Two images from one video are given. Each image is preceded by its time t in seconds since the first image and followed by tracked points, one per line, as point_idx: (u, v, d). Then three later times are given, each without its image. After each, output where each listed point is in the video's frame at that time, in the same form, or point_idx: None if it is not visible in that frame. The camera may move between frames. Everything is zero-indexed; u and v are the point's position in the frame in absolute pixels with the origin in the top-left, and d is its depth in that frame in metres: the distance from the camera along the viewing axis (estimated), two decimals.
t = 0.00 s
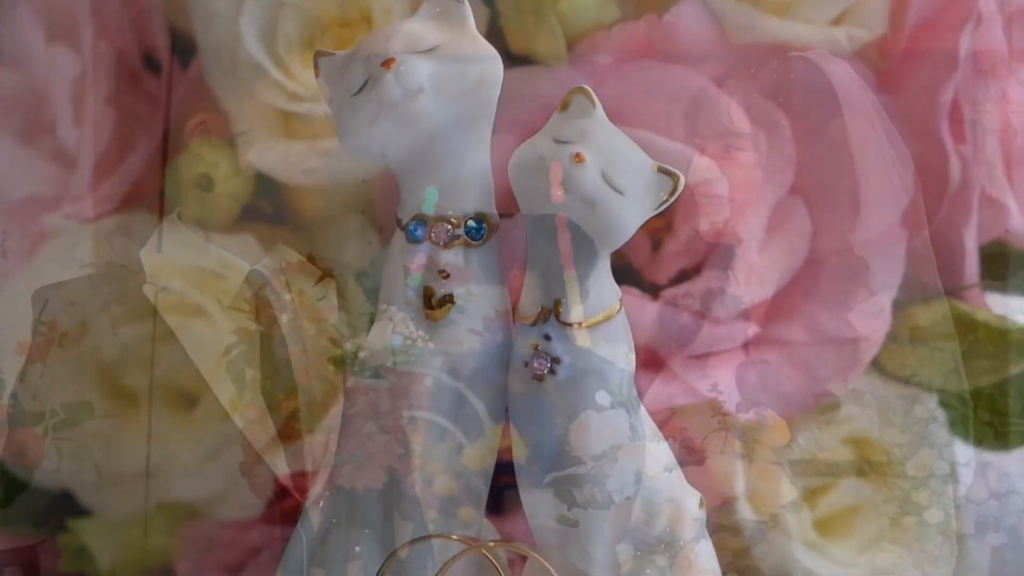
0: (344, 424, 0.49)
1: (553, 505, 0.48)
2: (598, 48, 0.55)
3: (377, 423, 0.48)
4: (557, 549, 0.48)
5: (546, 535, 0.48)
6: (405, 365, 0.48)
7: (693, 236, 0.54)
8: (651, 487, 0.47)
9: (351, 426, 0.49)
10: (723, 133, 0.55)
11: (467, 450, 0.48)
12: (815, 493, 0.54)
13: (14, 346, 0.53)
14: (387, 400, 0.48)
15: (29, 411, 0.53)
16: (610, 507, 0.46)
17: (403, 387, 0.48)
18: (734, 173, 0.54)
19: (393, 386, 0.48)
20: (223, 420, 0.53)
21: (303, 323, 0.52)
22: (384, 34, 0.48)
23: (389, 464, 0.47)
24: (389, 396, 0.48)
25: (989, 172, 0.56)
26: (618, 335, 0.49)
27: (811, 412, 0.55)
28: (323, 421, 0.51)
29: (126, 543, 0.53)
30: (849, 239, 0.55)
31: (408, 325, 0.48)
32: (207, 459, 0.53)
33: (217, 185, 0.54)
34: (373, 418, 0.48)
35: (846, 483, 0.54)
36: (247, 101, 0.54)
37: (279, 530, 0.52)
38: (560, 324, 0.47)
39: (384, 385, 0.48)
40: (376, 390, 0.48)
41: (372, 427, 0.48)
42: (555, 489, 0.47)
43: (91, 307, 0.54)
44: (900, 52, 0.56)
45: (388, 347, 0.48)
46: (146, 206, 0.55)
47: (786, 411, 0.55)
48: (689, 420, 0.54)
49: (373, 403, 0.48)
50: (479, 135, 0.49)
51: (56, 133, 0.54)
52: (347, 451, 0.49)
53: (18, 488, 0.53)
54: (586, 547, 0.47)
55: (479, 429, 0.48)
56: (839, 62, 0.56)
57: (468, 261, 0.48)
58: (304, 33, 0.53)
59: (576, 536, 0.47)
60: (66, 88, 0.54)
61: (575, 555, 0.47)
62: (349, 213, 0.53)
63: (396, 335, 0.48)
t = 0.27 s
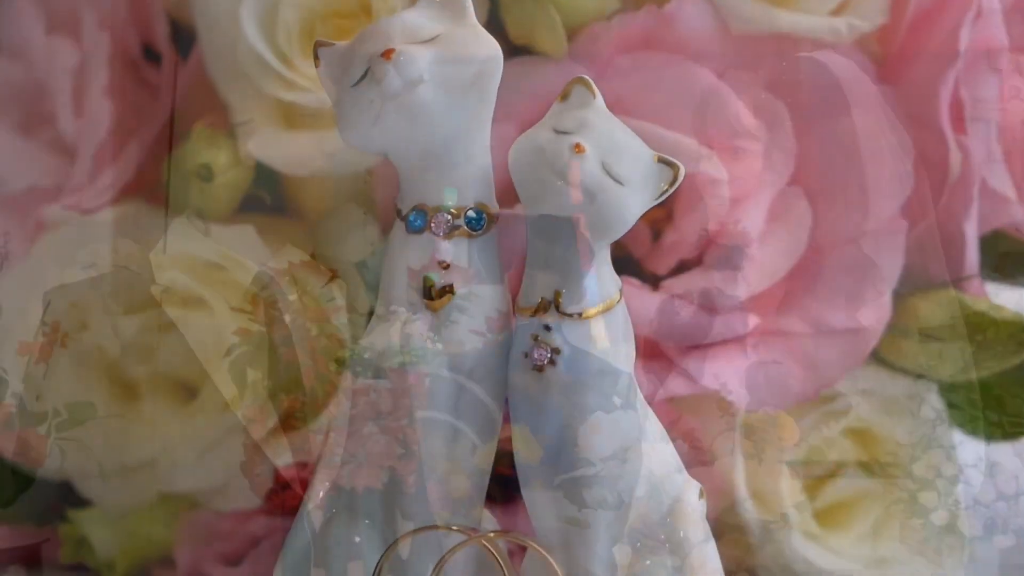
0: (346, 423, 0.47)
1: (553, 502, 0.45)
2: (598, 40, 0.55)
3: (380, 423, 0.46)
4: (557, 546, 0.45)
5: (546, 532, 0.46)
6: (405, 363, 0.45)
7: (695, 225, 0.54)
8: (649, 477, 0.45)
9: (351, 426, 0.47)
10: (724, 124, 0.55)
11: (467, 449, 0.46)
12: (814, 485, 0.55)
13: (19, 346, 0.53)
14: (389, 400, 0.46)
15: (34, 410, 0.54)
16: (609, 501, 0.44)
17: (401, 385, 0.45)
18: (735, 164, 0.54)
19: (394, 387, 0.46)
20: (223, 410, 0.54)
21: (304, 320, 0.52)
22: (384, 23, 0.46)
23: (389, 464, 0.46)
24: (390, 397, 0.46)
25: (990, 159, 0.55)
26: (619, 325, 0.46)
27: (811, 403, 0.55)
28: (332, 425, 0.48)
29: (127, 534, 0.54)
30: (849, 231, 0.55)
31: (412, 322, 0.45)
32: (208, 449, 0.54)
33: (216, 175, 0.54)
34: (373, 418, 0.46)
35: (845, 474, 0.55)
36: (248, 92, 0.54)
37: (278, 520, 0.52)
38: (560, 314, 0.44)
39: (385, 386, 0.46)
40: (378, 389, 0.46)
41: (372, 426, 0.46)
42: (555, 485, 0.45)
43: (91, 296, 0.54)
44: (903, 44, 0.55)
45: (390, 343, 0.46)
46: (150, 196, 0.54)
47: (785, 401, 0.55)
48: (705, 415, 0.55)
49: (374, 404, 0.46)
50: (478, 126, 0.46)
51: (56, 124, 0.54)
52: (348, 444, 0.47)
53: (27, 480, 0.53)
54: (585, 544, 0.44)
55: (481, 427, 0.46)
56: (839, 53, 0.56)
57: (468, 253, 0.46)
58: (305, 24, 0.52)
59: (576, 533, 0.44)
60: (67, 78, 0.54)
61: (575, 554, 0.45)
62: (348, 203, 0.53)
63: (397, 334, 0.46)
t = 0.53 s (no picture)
0: (343, 425, 0.47)
1: (552, 491, 0.45)
2: (599, 28, 0.55)
3: (382, 424, 0.46)
4: (557, 532, 0.45)
5: (546, 520, 0.46)
6: (404, 357, 0.45)
7: (694, 213, 0.54)
8: (647, 465, 0.44)
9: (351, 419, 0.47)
10: (725, 112, 0.54)
11: (467, 444, 0.46)
12: (815, 473, 0.55)
13: (19, 347, 0.55)
14: (389, 400, 0.46)
15: (34, 410, 0.54)
16: (607, 487, 0.44)
17: (398, 382, 0.45)
18: (735, 153, 0.54)
19: (392, 383, 0.46)
20: (222, 398, 0.54)
21: (307, 320, 0.52)
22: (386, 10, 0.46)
23: (388, 463, 0.46)
24: (389, 396, 0.46)
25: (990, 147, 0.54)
26: (620, 316, 0.45)
27: (811, 392, 0.55)
28: (334, 415, 0.49)
29: (126, 522, 0.54)
30: (848, 220, 0.55)
31: (413, 324, 0.45)
32: (207, 438, 0.54)
33: (216, 165, 0.54)
34: (373, 418, 0.46)
35: (847, 462, 0.55)
36: (246, 80, 0.53)
37: (278, 511, 0.52)
38: (560, 304, 0.44)
39: (385, 386, 0.46)
40: (377, 390, 0.46)
41: (371, 425, 0.46)
42: (554, 474, 0.45)
43: (90, 287, 0.54)
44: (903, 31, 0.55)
45: (389, 343, 0.46)
46: (149, 183, 0.54)
47: (784, 391, 0.55)
48: (718, 406, 0.55)
49: (374, 403, 0.46)
50: (479, 115, 0.46)
51: (56, 113, 0.54)
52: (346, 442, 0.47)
53: (29, 476, 0.54)
54: (584, 529, 0.45)
55: (481, 419, 0.46)
56: (840, 41, 0.55)
57: (468, 243, 0.45)
58: (303, 13, 0.52)
59: (575, 520, 0.45)
60: (68, 68, 0.54)
61: (574, 538, 0.45)
62: (347, 192, 0.53)
63: (399, 334, 0.46)
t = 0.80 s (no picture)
0: (343, 425, 0.44)
1: (552, 483, 0.43)
2: (599, 17, 0.54)
3: (386, 423, 0.43)
4: (557, 525, 0.44)
5: (546, 512, 0.44)
6: (405, 355, 0.43)
7: (694, 202, 0.54)
8: (647, 454, 0.43)
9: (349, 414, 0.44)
10: (725, 102, 0.54)
11: (468, 441, 0.44)
12: (815, 463, 0.55)
13: (20, 345, 0.54)
14: (390, 400, 0.43)
15: (38, 409, 0.54)
16: (608, 478, 0.42)
17: (403, 381, 0.43)
18: (735, 143, 0.54)
19: (391, 377, 0.43)
20: (222, 390, 0.54)
21: (309, 318, 0.52)
22: None
23: (388, 461, 0.43)
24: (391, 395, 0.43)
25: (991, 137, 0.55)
26: (619, 305, 0.44)
27: (810, 381, 0.55)
28: (334, 415, 0.46)
29: (126, 510, 0.55)
30: (848, 210, 0.55)
31: (417, 322, 0.43)
32: (207, 429, 0.54)
33: (215, 154, 0.54)
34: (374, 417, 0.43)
35: (848, 451, 0.55)
36: (246, 70, 0.53)
37: (279, 498, 0.53)
38: (561, 294, 0.43)
39: (387, 387, 0.43)
40: (380, 391, 0.43)
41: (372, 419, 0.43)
42: (554, 466, 0.43)
43: (89, 276, 0.54)
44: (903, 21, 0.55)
45: (392, 343, 0.43)
46: (149, 173, 0.54)
47: (783, 381, 0.55)
48: (719, 395, 0.55)
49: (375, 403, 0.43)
50: (480, 100, 0.44)
51: (56, 103, 0.54)
52: (343, 442, 0.44)
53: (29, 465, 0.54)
54: (584, 521, 0.43)
55: (480, 413, 0.44)
56: (839, 32, 0.55)
57: (469, 233, 0.43)
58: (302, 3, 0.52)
59: (575, 512, 0.43)
60: (66, 58, 0.54)
61: (575, 531, 0.43)
62: (347, 181, 0.53)
63: (399, 334, 0.43)
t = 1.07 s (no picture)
0: (343, 420, 0.44)
1: (552, 473, 0.43)
2: (598, 7, 0.54)
3: (388, 419, 0.43)
4: (558, 515, 0.43)
5: (547, 502, 0.44)
6: (406, 349, 0.42)
7: (694, 193, 0.54)
8: (647, 445, 0.43)
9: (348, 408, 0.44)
10: (725, 92, 0.54)
11: (467, 434, 0.43)
12: (815, 452, 0.55)
13: (22, 345, 0.54)
14: (392, 399, 0.43)
15: (41, 408, 0.54)
16: (608, 469, 0.42)
17: (404, 376, 0.42)
18: (735, 132, 0.53)
19: (391, 366, 0.43)
20: (222, 379, 0.54)
21: (313, 317, 0.53)
22: None
23: (389, 452, 0.43)
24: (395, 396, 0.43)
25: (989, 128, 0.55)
26: (620, 296, 0.43)
27: (811, 371, 0.55)
28: (334, 403, 0.45)
29: (125, 500, 0.55)
30: (848, 200, 0.54)
31: (421, 321, 0.42)
32: (206, 419, 0.54)
33: (215, 144, 0.54)
34: (378, 412, 0.43)
35: (848, 441, 0.55)
36: (246, 60, 0.53)
37: (279, 489, 0.54)
38: (560, 283, 0.42)
39: (390, 386, 0.43)
40: (382, 388, 0.43)
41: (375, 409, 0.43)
42: (554, 456, 0.43)
43: (90, 266, 0.54)
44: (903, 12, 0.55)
45: (395, 343, 0.43)
46: (148, 162, 0.54)
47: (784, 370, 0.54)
48: (720, 385, 0.54)
49: (379, 402, 0.43)
50: (481, 89, 0.43)
51: (55, 93, 0.54)
52: (343, 437, 0.44)
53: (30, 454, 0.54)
54: (584, 511, 0.42)
55: (480, 404, 0.43)
56: (840, 22, 0.55)
57: (469, 223, 0.43)
58: None
59: (575, 501, 0.42)
60: (66, 47, 0.54)
61: (575, 520, 0.43)
62: (348, 170, 0.53)
63: (398, 323, 0.43)
